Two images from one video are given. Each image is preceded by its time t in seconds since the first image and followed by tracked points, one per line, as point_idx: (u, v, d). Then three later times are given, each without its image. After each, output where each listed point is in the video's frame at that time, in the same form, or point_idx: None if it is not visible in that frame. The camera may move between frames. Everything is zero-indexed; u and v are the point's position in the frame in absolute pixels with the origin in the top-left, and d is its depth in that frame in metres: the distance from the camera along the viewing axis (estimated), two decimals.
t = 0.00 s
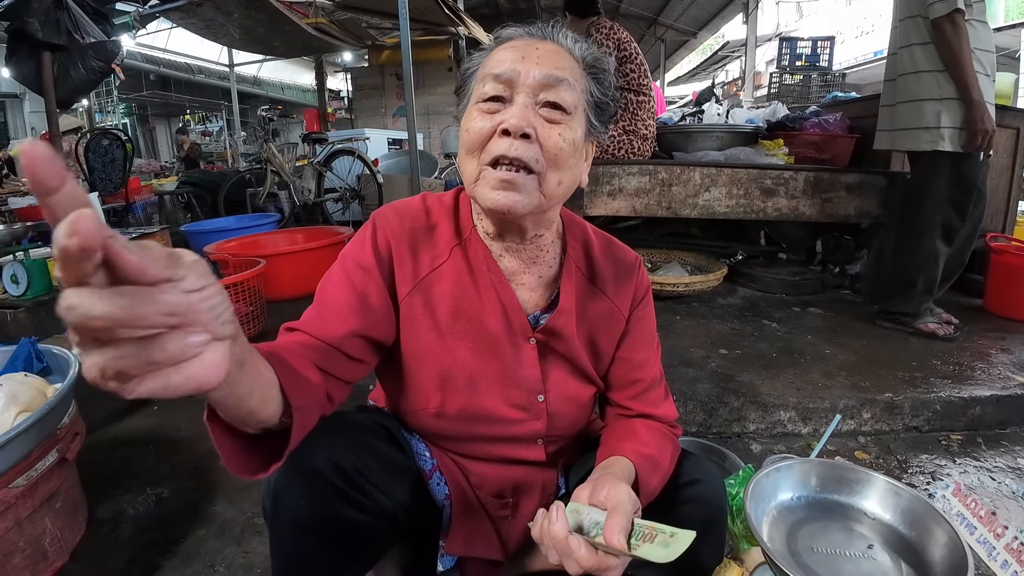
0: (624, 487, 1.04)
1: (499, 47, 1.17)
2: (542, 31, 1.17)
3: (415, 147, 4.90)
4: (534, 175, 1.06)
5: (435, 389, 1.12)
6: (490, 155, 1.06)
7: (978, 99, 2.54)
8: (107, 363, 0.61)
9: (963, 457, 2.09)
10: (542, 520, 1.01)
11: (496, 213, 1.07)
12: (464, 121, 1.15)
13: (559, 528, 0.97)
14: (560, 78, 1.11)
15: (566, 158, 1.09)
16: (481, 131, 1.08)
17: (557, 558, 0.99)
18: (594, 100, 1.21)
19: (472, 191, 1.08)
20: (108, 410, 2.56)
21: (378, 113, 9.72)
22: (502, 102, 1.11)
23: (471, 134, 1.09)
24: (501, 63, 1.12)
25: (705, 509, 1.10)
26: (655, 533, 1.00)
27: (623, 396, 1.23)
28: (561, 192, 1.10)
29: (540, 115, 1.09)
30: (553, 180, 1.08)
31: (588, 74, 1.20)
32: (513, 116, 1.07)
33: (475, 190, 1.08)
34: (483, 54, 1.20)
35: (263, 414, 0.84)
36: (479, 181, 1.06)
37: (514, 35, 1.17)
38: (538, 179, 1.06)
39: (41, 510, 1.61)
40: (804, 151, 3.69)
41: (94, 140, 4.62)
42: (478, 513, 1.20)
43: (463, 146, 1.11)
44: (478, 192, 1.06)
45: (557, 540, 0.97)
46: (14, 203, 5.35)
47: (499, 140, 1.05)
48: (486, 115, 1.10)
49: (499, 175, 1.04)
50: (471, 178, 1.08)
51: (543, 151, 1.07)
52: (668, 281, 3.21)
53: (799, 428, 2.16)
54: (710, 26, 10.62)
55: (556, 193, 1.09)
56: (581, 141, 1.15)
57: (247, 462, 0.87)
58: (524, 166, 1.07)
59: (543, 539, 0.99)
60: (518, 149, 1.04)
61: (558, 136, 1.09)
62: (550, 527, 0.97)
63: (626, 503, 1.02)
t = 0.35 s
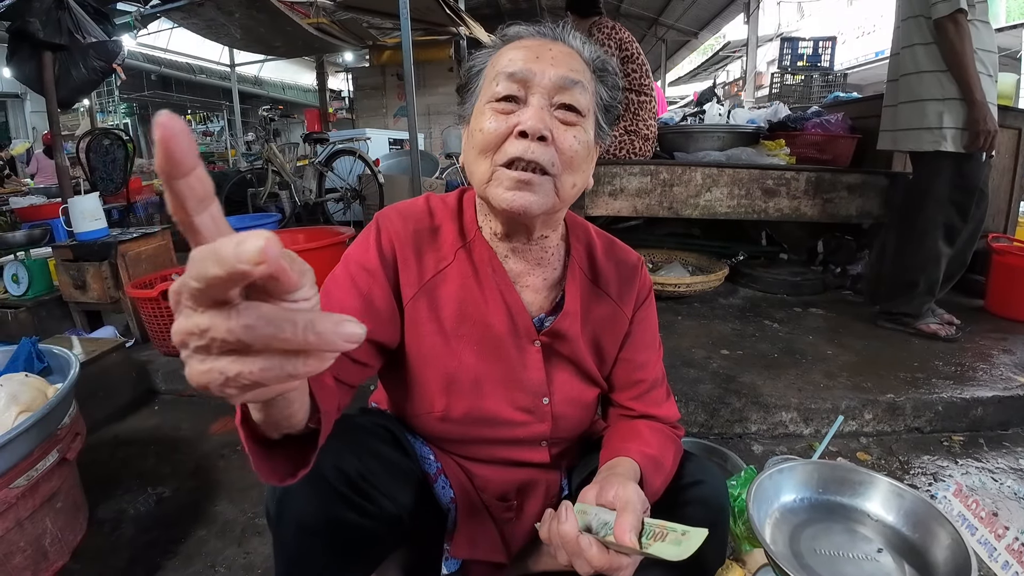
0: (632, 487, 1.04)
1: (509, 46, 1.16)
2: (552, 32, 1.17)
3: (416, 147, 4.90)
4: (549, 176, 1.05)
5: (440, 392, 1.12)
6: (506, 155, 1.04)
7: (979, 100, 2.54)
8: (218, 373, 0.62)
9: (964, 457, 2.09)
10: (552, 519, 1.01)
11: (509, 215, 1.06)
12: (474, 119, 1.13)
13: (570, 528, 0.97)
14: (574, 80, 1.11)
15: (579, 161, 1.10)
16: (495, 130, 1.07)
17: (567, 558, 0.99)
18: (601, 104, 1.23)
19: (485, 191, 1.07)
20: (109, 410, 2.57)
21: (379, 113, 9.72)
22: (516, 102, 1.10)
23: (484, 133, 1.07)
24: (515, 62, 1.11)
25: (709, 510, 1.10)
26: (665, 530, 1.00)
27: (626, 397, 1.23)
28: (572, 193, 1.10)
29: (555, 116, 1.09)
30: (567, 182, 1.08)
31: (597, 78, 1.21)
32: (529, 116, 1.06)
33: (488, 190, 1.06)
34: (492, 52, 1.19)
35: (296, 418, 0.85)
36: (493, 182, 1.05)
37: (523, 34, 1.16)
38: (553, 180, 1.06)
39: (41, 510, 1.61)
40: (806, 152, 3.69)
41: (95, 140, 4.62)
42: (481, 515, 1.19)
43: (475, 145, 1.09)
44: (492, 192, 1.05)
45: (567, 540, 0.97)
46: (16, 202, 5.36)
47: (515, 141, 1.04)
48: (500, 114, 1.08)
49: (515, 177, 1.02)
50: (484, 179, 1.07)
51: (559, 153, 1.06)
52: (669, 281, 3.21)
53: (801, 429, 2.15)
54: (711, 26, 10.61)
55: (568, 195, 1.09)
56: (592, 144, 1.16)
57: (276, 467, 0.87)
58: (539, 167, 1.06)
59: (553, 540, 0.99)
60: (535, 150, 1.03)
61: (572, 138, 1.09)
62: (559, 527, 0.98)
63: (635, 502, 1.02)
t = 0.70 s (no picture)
0: (642, 498, 1.04)
1: (511, 44, 1.16)
2: (554, 30, 1.18)
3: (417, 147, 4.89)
4: (559, 167, 1.03)
5: (445, 399, 1.11)
6: (514, 148, 1.03)
7: (982, 99, 2.54)
8: (284, 317, 0.63)
9: (966, 458, 2.09)
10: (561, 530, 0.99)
11: (519, 210, 1.03)
12: (478, 116, 1.12)
13: (581, 541, 0.95)
14: (579, 74, 1.12)
15: (587, 153, 1.08)
16: (501, 126, 1.05)
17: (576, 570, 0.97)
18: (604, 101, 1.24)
19: (493, 186, 1.05)
20: (110, 410, 2.57)
21: (380, 113, 9.73)
22: (521, 96, 1.09)
23: (490, 128, 1.06)
24: (518, 58, 1.11)
25: (712, 511, 1.10)
26: (677, 543, 0.97)
27: (630, 400, 1.23)
28: (582, 186, 1.09)
29: (562, 110, 1.08)
30: (576, 176, 1.07)
31: (600, 75, 1.22)
32: (537, 109, 1.05)
33: (497, 189, 1.03)
34: (493, 51, 1.19)
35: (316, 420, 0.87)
36: (501, 176, 1.03)
37: (525, 32, 1.17)
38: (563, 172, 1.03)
39: (42, 509, 1.61)
40: (807, 152, 3.69)
41: (96, 140, 4.62)
42: (487, 521, 1.20)
43: (481, 141, 1.08)
44: (501, 186, 1.03)
45: (577, 553, 0.95)
46: (17, 201, 5.36)
47: (523, 133, 1.03)
48: (505, 108, 1.07)
49: (524, 169, 1.00)
50: (491, 174, 1.05)
51: (568, 144, 1.05)
52: (671, 280, 3.20)
53: (802, 429, 2.15)
54: (712, 26, 10.61)
55: (578, 188, 1.08)
56: (599, 138, 1.15)
57: (294, 473, 0.88)
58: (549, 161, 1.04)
59: (562, 552, 0.97)
60: (545, 141, 1.01)
61: (580, 130, 1.08)
62: (570, 541, 0.96)
63: (645, 514, 1.02)
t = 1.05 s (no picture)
0: (641, 517, 1.02)
1: (513, 46, 1.15)
2: (557, 30, 1.18)
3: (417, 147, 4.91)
4: (563, 182, 1.02)
5: (446, 407, 1.11)
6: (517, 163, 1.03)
7: (983, 99, 2.53)
8: (310, 418, 0.61)
9: (967, 458, 2.08)
10: (556, 547, 0.99)
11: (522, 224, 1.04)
12: (480, 124, 1.11)
13: (576, 559, 0.95)
14: (584, 80, 1.11)
15: (592, 165, 1.08)
16: (504, 137, 1.05)
17: None
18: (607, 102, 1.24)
19: (495, 201, 1.05)
20: (110, 409, 2.57)
21: (381, 113, 9.73)
22: (525, 105, 1.08)
23: (493, 139, 1.06)
24: (521, 62, 1.10)
25: (711, 514, 1.11)
26: (673, 564, 0.98)
27: (632, 403, 1.23)
28: (585, 199, 1.09)
29: (566, 119, 1.08)
30: (581, 190, 1.07)
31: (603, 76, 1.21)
32: (540, 120, 1.04)
33: (500, 204, 1.03)
34: (494, 52, 1.18)
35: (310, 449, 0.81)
36: (504, 193, 1.03)
37: (527, 33, 1.16)
38: (567, 187, 1.03)
39: (41, 509, 1.61)
40: (809, 152, 3.67)
41: (96, 139, 4.63)
42: (489, 525, 1.20)
43: (483, 152, 1.07)
44: (505, 200, 1.03)
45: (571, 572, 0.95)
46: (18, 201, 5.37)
47: (526, 147, 1.02)
48: (507, 118, 1.07)
49: (528, 186, 1.00)
50: (494, 189, 1.05)
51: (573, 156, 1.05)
52: (671, 280, 3.20)
53: (803, 429, 2.15)
54: (712, 26, 10.61)
55: (582, 202, 1.08)
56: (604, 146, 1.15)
57: (293, 495, 0.85)
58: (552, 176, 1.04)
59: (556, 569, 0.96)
60: (549, 155, 1.01)
61: (585, 141, 1.07)
62: (565, 557, 0.95)
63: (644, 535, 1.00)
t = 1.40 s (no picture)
0: (637, 519, 1.02)
1: (513, 44, 1.15)
2: (555, 27, 1.17)
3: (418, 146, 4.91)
4: (564, 185, 1.01)
5: (446, 408, 1.11)
6: (518, 166, 1.01)
7: (984, 98, 2.52)
8: (336, 322, 0.63)
9: (970, 458, 2.08)
10: (553, 549, 0.97)
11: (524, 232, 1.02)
12: (479, 125, 1.10)
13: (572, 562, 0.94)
14: (585, 78, 1.10)
15: (594, 165, 1.08)
16: (505, 137, 1.04)
17: None
18: (609, 99, 1.24)
19: (496, 203, 1.04)
20: (110, 409, 2.57)
21: (381, 113, 9.73)
22: (525, 105, 1.08)
23: (493, 140, 1.04)
24: (521, 60, 1.10)
25: (714, 513, 1.10)
26: (669, 568, 0.97)
27: (634, 404, 1.23)
28: (588, 198, 1.08)
29: (567, 118, 1.08)
30: (583, 190, 1.06)
31: (603, 73, 1.21)
32: (541, 120, 1.03)
33: (501, 205, 1.03)
34: (493, 51, 1.18)
35: (319, 428, 0.88)
36: (506, 197, 1.02)
37: (526, 30, 1.16)
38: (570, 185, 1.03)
39: (42, 509, 1.60)
40: (810, 151, 3.68)
41: (97, 140, 4.63)
42: (491, 525, 1.19)
43: (483, 153, 1.06)
44: (507, 204, 1.01)
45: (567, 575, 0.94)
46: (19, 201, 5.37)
47: (527, 148, 1.01)
48: (508, 118, 1.06)
49: (530, 187, 0.99)
50: (495, 191, 1.04)
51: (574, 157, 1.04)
52: (672, 280, 3.20)
53: (805, 429, 2.14)
54: (713, 26, 10.60)
55: (585, 202, 1.07)
56: (606, 145, 1.14)
57: (302, 481, 0.90)
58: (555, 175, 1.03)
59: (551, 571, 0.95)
60: (551, 157, 1.00)
61: (587, 140, 1.07)
62: (560, 559, 0.94)
63: (640, 536, 1.00)
